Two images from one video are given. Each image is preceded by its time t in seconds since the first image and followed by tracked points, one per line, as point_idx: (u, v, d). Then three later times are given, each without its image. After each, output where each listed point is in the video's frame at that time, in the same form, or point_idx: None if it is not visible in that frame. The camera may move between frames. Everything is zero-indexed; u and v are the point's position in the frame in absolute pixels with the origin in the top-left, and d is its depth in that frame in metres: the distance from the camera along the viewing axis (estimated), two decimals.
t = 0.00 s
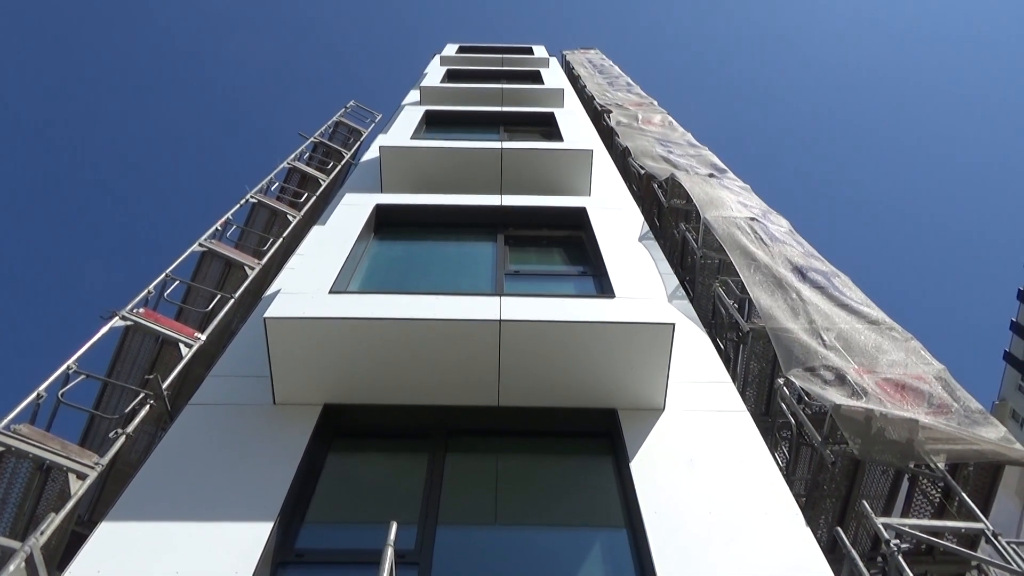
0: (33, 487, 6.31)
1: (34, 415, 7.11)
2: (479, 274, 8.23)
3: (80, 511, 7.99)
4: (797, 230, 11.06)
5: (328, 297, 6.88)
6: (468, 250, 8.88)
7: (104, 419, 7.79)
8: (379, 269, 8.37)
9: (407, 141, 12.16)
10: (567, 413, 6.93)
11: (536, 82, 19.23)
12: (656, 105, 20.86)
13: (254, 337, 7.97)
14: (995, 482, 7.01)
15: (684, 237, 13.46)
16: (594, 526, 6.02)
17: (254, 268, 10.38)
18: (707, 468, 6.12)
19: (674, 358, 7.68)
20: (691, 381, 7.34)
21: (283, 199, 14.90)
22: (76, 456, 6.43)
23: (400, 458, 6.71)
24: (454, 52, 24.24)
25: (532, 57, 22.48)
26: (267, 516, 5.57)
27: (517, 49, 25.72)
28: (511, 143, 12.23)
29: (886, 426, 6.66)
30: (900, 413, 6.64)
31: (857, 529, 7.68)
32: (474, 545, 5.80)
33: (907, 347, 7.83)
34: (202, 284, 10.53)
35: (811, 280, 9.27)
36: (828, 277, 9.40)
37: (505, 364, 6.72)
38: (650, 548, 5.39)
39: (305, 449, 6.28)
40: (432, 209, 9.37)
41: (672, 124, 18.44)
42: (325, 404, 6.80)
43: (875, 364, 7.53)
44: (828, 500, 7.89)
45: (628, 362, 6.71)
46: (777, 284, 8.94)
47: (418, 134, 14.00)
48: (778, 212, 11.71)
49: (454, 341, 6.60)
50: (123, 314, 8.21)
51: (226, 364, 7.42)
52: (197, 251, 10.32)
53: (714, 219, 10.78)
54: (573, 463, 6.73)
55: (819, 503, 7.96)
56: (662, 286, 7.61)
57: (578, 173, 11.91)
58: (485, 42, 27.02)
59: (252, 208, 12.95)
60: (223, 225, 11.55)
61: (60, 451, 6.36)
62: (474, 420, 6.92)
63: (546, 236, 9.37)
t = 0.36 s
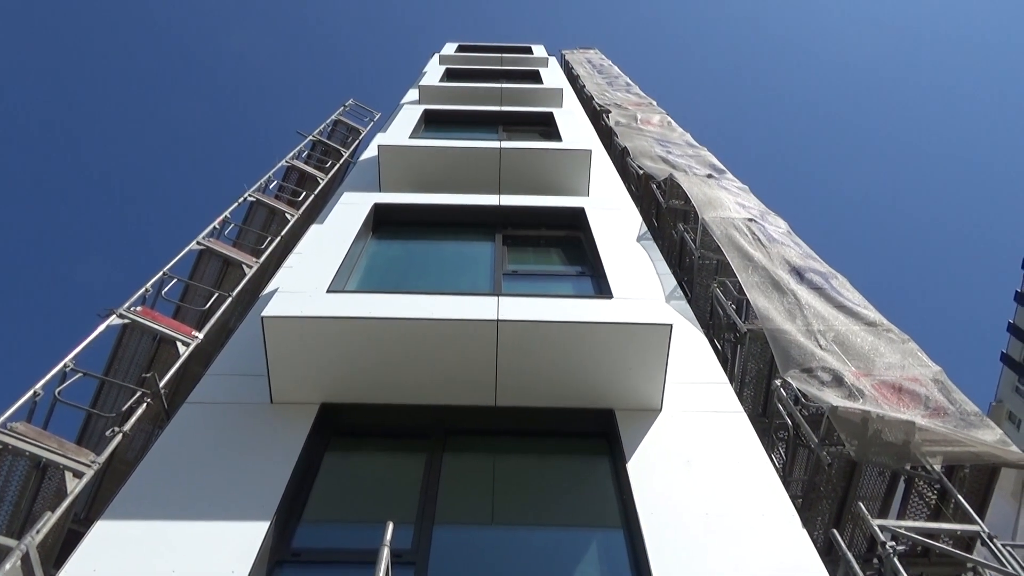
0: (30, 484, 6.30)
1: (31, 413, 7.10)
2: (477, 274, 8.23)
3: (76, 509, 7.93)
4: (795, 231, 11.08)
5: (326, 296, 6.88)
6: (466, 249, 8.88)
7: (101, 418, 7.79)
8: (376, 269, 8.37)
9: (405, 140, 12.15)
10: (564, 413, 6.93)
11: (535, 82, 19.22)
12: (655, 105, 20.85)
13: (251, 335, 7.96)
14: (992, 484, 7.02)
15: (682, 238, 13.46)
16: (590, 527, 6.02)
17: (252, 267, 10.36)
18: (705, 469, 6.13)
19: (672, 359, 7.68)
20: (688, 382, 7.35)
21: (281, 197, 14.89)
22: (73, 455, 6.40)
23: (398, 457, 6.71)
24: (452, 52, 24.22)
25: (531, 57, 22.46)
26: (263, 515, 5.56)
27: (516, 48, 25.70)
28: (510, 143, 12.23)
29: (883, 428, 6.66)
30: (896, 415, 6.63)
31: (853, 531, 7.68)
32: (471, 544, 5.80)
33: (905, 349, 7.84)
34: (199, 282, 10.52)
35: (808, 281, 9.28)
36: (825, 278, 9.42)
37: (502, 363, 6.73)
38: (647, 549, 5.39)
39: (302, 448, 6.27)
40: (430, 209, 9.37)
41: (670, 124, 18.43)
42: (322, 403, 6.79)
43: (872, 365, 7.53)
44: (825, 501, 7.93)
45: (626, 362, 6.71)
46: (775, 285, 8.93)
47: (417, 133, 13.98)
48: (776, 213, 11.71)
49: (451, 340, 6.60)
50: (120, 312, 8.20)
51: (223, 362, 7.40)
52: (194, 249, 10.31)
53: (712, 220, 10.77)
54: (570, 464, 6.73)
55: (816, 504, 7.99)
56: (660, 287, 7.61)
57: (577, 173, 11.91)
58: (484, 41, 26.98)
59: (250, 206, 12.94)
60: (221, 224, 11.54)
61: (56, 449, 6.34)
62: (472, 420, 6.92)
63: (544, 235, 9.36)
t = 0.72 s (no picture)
0: (4, 523, 6.11)
1: (3, 449, 6.90)
2: (458, 292, 8.18)
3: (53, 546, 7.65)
4: (772, 239, 11.19)
5: (307, 319, 6.80)
6: (447, 268, 8.84)
7: (77, 451, 7.58)
8: (356, 290, 8.29)
9: (382, 161, 12.12)
10: (550, 430, 6.87)
11: (510, 100, 19.34)
12: (630, 119, 21.06)
13: (232, 362, 7.84)
14: (976, 487, 7.09)
15: (661, 250, 13.55)
16: (582, 544, 5.96)
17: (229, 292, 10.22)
18: (693, 481, 6.11)
19: (656, 372, 7.68)
20: (673, 394, 7.35)
21: (258, 221, 14.75)
22: (48, 490, 6.21)
23: (383, 481, 6.60)
24: (426, 72, 24.31)
25: (505, 75, 22.63)
26: (247, 546, 5.42)
27: (489, 66, 25.86)
28: (487, 160, 12.26)
29: (868, 434, 6.69)
30: (881, 420, 6.67)
31: (843, 538, 7.70)
32: (462, 567, 5.71)
33: (885, 354, 7.92)
34: (176, 309, 10.35)
35: (788, 289, 9.37)
36: (803, 285, 9.51)
37: (487, 382, 6.67)
38: (638, 564, 5.34)
39: (286, 476, 6.15)
40: (409, 228, 9.33)
41: (645, 138, 18.61)
42: (305, 428, 6.67)
43: (855, 371, 7.59)
44: (814, 510, 7.89)
45: (610, 376, 6.69)
46: (756, 294, 9.00)
47: (393, 153, 13.97)
48: (753, 223, 11.84)
49: (435, 360, 6.54)
50: (95, 342, 8.03)
51: (202, 390, 7.26)
52: (170, 276, 10.16)
53: (690, 231, 10.85)
54: (558, 481, 6.67)
55: (806, 513, 7.89)
56: (641, 299, 7.63)
57: (554, 188, 11.95)
58: (457, 61, 27.13)
59: (225, 231, 12.80)
60: (197, 249, 11.39)
61: (31, 485, 6.14)
62: (457, 440, 6.83)
63: (524, 251, 9.36)
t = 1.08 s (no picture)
0: (6, 521, 6.10)
1: (5, 446, 6.90)
2: (458, 289, 8.18)
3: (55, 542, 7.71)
4: (772, 235, 11.18)
5: (307, 316, 6.80)
6: (447, 264, 8.84)
7: (79, 448, 7.60)
8: (357, 287, 8.29)
9: (382, 157, 12.11)
10: (551, 426, 6.88)
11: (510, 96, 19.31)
12: (630, 115, 21.02)
13: (233, 358, 7.84)
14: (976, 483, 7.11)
15: (661, 245, 13.55)
16: (582, 540, 5.97)
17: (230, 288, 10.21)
18: (693, 477, 6.12)
19: (656, 368, 7.67)
20: (673, 390, 7.35)
21: (258, 217, 14.75)
22: (49, 488, 6.23)
23: (384, 477, 6.61)
24: (425, 68, 24.25)
25: (505, 71, 22.58)
26: (249, 542, 5.44)
27: (489, 62, 25.81)
28: (487, 157, 12.24)
29: (868, 430, 6.69)
30: (881, 416, 6.68)
31: (843, 533, 7.71)
32: (464, 563, 5.72)
33: (886, 350, 7.92)
34: (176, 306, 10.35)
35: (788, 285, 9.36)
36: (804, 281, 9.51)
37: (487, 378, 6.68)
38: (638, 561, 5.35)
39: (287, 472, 6.16)
40: (409, 225, 9.32)
41: (645, 134, 18.58)
42: (306, 425, 6.68)
43: (855, 367, 7.58)
44: (814, 505, 7.91)
45: (610, 372, 6.69)
46: (757, 290, 8.99)
47: (393, 150, 13.95)
48: (754, 219, 11.83)
49: (435, 356, 6.54)
50: (95, 340, 8.02)
51: (203, 387, 7.27)
52: (170, 273, 10.16)
53: (691, 227, 10.85)
54: (559, 477, 6.68)
55: (805, 508, 7.93)
56: (642, 296, 7.63)
57: (555, 184, 11.93)
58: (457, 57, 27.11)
59: (225, 228, 12.81)
60: (198, 246, 11.39)
61: (32, 483, 6.15)
62: (458, 436, 6.84)
63: (525, 248, 9.36)
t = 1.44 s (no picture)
0: (8, 517, 6.12)
1: (7, 442, 6.91)
2: (458, 284, 8.17)
3: (58, 538, 7.73)
4: (772, 228, 11.16)
5: (307, 312, 6.80)
6: (447, 259, 8.83)
7: (81, 445, 7.62)
8: (357, 282, 8.28)
9: (381, 152, 12.10)
10: (551, 420, 6.88)
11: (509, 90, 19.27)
12: (630, 108, 20.98)
13: (234, 354, 7.85)
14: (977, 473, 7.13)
15: (662, 239, 13.54)
16: (582, 534, 5.98)
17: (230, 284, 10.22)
18: (693, 470, 6.12)
19: (656, 362, 7.67)
20: (674, 383, 7.36)
21: (258, 213, 14.74)
22: (51, 484, 6.25)
23: (385, 472, 6.62)
24: (424, 62, 24.19)
25: (505, 65, 22.52)
26: (251, 536, 5.46)
27: (489, 56, 25.74)
28: (486, 151, 12.22)
29: (868, 422, 6.70)
30: (882, 408, 6.67)
31: (843, 525, 7.73)
32: (464, 558, 5.72)
33: (886, 342, 7.92)
34: (177, 302, 10.35)
35: (788, 278, 9.35)
36: (804, 274, 9.49)
37: (487, 373, 6.68)
38: (639, 554, 5.36)
39: (289, 467, 6.17)
40: (409, 220, 9.31)
41: (645, 127, 18.55)
42: (308, 420, 6.69)
43: (856, 359, 7.58)
44: (815, 497, 7.92)
45: (610, 366, 6.69)
46: (757, 283, 9.00)
47: (393, 145, 13.93)
48: (754, 212, 11.81)
49: (436, 351, 6.55)
50: (96, 336, 8.02)
51: (204, 383, 7.28)
52: (170, 269, 10.16)
53: (690, 221, 10.84)
54: (559, 470, 6.69)
55: (806, 500, 7.95)
56: (642, 289, 7.63)
57: (554, 178, 11.91)
58: (457, 51, 27.04)
59: (225, 224, 12.79)
60: (197, 242, 11.38)
61: (34, 479, 6.18)
62: (459, 431, 6.84)
63: (525, 242, 9.35)
